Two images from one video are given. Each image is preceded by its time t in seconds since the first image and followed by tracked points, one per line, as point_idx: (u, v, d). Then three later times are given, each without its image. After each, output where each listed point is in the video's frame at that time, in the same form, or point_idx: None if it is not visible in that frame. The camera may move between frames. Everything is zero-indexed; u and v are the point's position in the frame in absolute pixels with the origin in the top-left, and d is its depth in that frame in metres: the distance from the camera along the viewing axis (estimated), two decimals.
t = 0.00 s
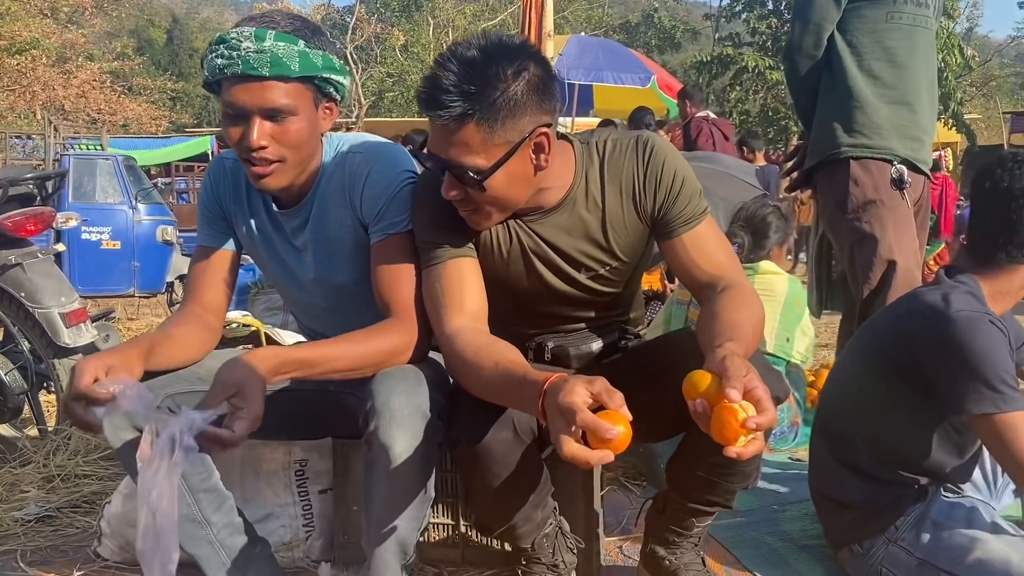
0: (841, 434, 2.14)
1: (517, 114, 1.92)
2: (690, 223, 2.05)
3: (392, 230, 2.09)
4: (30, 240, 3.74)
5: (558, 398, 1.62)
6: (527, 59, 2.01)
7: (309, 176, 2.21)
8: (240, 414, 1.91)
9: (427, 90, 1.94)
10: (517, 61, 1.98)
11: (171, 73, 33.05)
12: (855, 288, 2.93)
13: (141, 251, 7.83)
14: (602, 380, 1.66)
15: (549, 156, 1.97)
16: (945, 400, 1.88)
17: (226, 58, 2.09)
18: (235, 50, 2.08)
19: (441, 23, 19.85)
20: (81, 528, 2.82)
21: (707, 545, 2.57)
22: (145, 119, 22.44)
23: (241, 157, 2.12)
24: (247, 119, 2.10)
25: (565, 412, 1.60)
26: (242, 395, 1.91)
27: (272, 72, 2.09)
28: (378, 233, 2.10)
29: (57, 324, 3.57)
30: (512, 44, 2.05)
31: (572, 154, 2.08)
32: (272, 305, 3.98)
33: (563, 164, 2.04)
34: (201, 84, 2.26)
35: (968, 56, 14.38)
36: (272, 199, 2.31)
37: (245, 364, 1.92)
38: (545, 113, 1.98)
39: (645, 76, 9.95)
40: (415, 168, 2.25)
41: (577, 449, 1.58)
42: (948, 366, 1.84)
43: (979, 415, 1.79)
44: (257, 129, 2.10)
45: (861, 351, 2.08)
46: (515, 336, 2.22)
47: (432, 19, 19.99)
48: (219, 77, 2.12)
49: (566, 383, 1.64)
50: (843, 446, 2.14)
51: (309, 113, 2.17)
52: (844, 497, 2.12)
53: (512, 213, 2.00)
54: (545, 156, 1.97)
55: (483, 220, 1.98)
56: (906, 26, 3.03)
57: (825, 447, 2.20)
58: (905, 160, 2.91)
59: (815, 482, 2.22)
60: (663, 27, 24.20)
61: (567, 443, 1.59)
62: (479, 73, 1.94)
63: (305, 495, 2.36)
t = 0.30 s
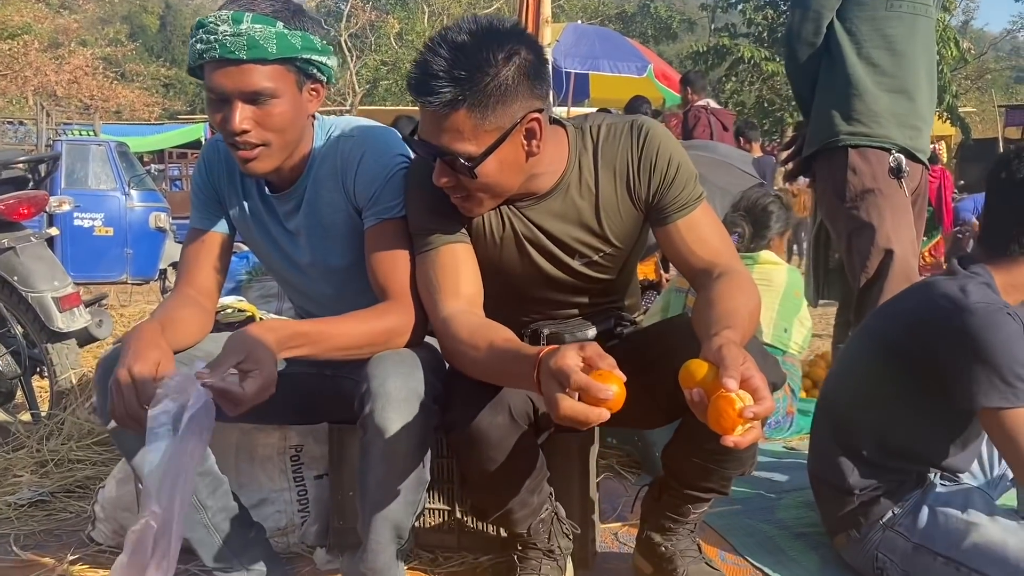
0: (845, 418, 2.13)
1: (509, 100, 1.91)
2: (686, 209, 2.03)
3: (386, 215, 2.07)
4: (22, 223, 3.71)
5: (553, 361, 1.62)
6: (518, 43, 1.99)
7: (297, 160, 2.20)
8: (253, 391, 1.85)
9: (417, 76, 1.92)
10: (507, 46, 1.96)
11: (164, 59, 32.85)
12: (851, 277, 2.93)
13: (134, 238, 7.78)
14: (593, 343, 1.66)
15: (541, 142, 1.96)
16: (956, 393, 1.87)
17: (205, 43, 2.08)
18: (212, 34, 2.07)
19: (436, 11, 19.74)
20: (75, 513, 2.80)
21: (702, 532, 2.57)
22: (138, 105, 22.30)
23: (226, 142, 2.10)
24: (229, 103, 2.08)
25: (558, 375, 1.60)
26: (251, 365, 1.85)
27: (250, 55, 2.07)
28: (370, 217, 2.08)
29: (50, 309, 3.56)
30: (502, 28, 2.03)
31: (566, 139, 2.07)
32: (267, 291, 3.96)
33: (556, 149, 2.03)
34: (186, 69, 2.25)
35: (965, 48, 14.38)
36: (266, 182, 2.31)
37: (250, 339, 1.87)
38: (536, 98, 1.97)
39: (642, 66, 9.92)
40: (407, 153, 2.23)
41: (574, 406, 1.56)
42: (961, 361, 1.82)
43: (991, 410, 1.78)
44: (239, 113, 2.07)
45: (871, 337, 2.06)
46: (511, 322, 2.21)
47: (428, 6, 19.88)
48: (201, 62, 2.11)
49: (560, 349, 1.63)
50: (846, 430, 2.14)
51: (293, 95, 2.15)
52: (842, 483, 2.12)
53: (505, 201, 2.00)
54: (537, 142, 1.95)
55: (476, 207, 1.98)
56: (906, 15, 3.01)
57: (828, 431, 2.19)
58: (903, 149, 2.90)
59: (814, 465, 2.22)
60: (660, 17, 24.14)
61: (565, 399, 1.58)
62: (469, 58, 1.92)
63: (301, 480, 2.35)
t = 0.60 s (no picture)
0: (854, 404, 2.12)
1: (515, 76, 1.87)
2: (691, 191, 1.99)
3: (387, 194, 2.03)
4: (15, 200, 3.65)
5: (556, 347, 1.58)
6: (524, 18, 1.95)
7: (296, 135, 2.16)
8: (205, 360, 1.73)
9: (421, 51, 1.88)
10: (513, 21, 1.92)
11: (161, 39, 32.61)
12: (855, 265, 2.92)
13: (129, 219, 7.74)
14: (597, 327, 1.62)
15: (547, 121, 1.92)
16: (967, 381, 1.85)
17: (202, 15, 2.05)
18: (210, 5, 2.04)
19: None
20: (67, 493, 2.77)
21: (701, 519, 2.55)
22: (134, 85, 22.14)
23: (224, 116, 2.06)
24: (227, 75, 2.04)
25: (561, 361, 1.57)
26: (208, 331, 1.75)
27: (247, 25, 2.03)
28: (369, 196, 2.05)
29: (43, 287, 3.51)
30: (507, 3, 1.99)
31: (570, 119, 2.03)
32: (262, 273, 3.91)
33: (561, 129, 1.99)
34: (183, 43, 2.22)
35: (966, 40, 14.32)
36: (263, 156, 2.26)
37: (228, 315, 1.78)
38: (542, 75, 1.92)
39: (642, 52, 9.85)
40: (409, 130, 2.19)
41: (576, 396, 1.54)
42: (973, 350, 1.80)
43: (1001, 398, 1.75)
44: (237, 85, 2.03)
45: (883, 323, 2.04)
46: (512, 304, 2.18)
47: None
48: (198, 34, 2.08)
49: (564, 335, 1.60)
50: (855, 416, 2.13)
51: (291, 68, 2.10)
52: (848, 469, 2.13)
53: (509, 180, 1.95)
54: (542, 121, 1.91)
55: (480, 187, 1.94)
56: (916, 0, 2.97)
57: (837, 416, 2.19)
58: (911, 136, 2.87)
59: (820, 450, 2.22)
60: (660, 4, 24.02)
61: (567, 388, 1.55)
62: (475, 34, 1.88)
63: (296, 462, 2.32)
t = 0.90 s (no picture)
0: (859, 404, 2.13)
1: (526, 77, 1.88)
2: (697, 191, 2.01)
3: (395, 192, 2.04)
4: (22, 196, 3.67)
5: (563, 344, 1.59)
6: (535, 19, 1.96)
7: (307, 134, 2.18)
8: (191, 350, 1.82)
9: (432, 51, 1.89)
10: (525, 22, 1.94)
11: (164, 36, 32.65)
12: (858, 265, 2.93)
13: (132, 215, 7.73)
14: (603, 323, 1.63)
15: (556, 120, 1.93)
16: (971, 381, 1.85)
17: (216, 12, 2.07)
18: (223, 2, 2.05)
19: None
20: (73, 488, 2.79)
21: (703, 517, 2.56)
22: (137, 82, 22.17)
23: (236, 112, 2.08)
24: (239, 72, 2.07)
25: (568, 358, 1.58)
26: (198, 316, 1.80)
27: (260, 23, 2.05)
28: (377, 194, 2.06)
29: (49, 283, 3.53)
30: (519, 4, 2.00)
31: (578, 118, 2.04)
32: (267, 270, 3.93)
33: (569, 129, 2.00)
34: (195, 40, 2.24)
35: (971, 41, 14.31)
36: (273, 154, 2.28)
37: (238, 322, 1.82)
38: (552, 76, 1.94)
39: (645, 51, 9.86)
40: (417, 130, 2.20)
41: (585, 392, 1.55)
42: (978, 350, 1.80)
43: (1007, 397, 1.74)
44: (249, 82, 2.05)
45: (889, 324, 2.05)
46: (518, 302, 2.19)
47: None
48: (211, 31, 2.10)
49: (571, 331, 1.61)
50: (859, 416, 2.14)
51: (303, 65, 2.13)
52: (851, 469, 2.14)
53: (517, 179, 1.96)
54: (552, 121, 1.92)
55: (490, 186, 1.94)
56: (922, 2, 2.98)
57: (841, 416, 2.19)
58: (916, 137, 2.88)
59: (824, 449, 2.23)
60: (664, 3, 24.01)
61: (575, 384, 1.56)
62: (486, 34, 1.89)
63: (301, 459, 2.34)
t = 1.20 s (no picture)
0: (866, 416, 2.14)
1: (534, 96, 1.91)
2: (704, 206, 2.02)
3: (405, 209, 2.07)
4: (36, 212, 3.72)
5: (570, 361, 1.61)
6: (544, 39, 1.99)
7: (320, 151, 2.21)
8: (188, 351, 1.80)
9: (444, 71, 1.93)
10: (535, 43, 1.97)
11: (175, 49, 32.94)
12: (866, 277, 2.94)
13: (143, 228, 7.81)
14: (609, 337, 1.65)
15: (564, 138, 1.96)
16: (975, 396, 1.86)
17: (233, 29, 2.11)
18: (240, 20, 2.10)
19: (447, 6, 19.78)
20: (87, 501, 2.82)
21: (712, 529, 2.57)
22: (148, 95, 22.35)
23: (251, 130, 2.12)
24: (255, 89, 2.11)
25: (577, 375, 1.59)
26: (206, 321, 1.79)
27: (277, 41, 2.09)
28: (386, 210, 2.09)
29: (64, 298, 3.58)
30: (530, 24, 2.03)
31: (585, 136, 2.06)
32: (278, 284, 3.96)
33: (576, 146, 2.02)
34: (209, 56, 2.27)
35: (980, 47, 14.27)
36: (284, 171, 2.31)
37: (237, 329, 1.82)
38: (561, 95, 1.97)
39: (653, 61, 9.88)
40: (427, 148, 2.23)
41: (599, 408, 1.55)
42: (982, 365, 1.80)
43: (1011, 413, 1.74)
44: (265, 100, 2.10)
45: (895, 338, 2.06)
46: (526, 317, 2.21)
47: None
48: (228, 48, 2.14)
49: (578, 348, 1.63)
50: (866, 427, 2.15)
51: (318, 84, 2.17)
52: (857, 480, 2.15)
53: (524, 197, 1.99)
54: (561, 138, 1.95)
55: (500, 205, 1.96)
56: (928, 13, 2.98)
57: (848, 430, 2.20)
58: (923, 149, 2.90)
59: (831, 460, 2.24)
60: (671, 12, 24.08)
61: (583, 401, 1.57)
62: (497, 54, 1.92)
63: (312, 471, 2.36)
